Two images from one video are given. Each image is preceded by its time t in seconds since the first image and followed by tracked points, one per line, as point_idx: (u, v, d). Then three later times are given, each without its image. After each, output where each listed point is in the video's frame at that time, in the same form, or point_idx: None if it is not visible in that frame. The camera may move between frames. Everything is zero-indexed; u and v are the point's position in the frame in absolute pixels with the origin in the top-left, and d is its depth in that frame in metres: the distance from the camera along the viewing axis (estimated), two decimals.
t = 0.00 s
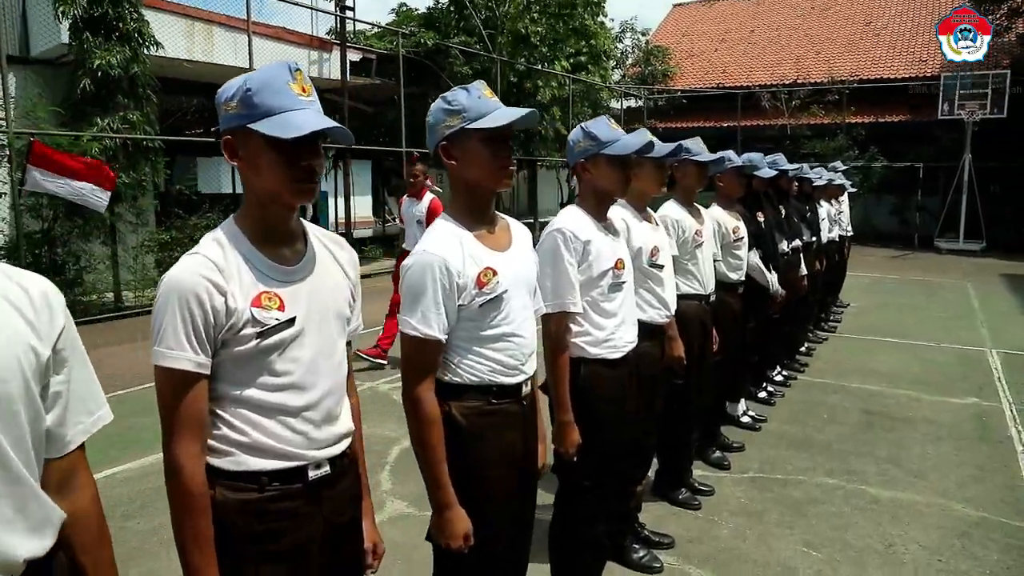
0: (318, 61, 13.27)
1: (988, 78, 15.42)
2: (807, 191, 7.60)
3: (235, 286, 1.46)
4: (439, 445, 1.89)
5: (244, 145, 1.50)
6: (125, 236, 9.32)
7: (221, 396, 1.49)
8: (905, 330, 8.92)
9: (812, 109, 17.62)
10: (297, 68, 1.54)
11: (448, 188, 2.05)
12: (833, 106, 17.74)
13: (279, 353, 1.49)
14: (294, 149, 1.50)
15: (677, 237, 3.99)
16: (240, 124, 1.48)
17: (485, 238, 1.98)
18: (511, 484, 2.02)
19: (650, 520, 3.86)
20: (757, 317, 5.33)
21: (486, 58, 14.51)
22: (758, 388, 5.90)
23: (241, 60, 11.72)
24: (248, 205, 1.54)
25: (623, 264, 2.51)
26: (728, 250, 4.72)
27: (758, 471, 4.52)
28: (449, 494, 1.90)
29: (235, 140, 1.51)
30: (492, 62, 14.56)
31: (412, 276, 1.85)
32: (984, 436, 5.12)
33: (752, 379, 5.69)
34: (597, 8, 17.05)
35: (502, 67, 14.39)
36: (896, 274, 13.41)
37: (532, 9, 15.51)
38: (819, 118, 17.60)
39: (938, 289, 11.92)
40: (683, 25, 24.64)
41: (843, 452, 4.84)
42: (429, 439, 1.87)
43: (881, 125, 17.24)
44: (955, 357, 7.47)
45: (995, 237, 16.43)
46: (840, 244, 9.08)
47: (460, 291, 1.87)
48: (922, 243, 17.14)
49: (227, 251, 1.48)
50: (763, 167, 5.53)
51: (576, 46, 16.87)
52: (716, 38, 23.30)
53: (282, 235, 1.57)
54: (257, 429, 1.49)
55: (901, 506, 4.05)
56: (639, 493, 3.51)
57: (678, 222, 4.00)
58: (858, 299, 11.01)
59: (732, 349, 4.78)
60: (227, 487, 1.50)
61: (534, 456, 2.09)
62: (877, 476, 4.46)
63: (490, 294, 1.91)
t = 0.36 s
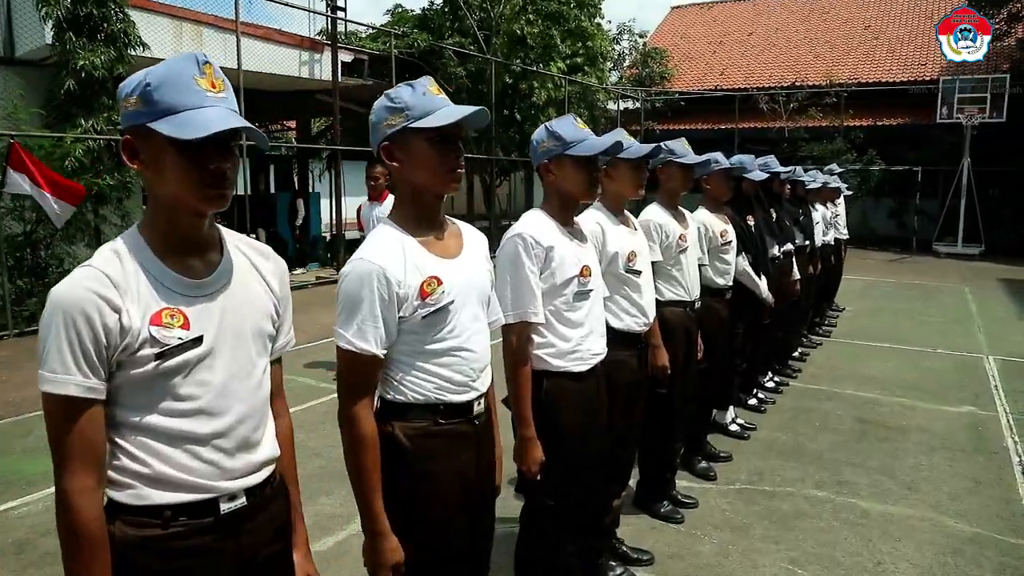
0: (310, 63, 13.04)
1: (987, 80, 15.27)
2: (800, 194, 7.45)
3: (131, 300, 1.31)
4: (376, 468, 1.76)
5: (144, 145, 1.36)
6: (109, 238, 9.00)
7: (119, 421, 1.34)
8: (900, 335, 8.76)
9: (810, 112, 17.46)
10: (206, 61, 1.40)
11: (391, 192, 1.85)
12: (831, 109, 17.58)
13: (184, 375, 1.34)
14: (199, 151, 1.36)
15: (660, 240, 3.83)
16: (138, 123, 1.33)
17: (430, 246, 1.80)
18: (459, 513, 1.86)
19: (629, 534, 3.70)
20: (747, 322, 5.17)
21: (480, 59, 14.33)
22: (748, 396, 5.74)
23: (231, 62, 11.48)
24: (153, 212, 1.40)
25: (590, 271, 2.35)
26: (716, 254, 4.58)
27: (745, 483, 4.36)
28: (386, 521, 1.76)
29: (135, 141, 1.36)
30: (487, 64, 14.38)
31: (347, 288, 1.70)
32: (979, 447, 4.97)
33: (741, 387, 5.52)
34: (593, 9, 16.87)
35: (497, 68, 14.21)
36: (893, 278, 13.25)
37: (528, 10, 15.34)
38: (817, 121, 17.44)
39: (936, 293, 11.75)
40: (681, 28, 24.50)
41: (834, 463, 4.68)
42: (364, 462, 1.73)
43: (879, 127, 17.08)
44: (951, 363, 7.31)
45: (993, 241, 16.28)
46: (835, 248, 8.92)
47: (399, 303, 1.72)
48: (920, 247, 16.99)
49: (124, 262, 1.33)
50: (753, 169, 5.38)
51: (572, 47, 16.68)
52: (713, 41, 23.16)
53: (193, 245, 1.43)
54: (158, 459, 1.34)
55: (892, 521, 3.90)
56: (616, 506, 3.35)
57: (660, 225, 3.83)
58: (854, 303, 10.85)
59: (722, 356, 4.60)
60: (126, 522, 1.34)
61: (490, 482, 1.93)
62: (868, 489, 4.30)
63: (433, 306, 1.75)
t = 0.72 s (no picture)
0: (302, 51, 12.74)
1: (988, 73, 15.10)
2: (798, 187, 7.28)
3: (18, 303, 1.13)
4: (320, 486, 1.60)
5: (37, 126, 1.19)
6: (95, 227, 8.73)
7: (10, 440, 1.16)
8: (898, 331, 8.59)
9: (809, 104, 17.24)
10: (109, 29, 1.22)
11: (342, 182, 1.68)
12: (830, 102, 17.39)
13: (83, 388, 1.17)
14: (99, 131, 1.18)
15: (650, 235, 3.65)
16: (30, 101, 1.17)
17: (382, 240, 1.63)
18: (418, 532, 1.70)
19: (615, 543, 3.53)
20: (741, 319, 5.01)
21: (476, 49, 14.07)
22: (741, 395, 5.58)
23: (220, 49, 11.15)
24: (53, 204, 1.23)
25: (566, 268, 2.18)
26: (710, 249, 4.42)
27: (737, 487, 4.20)
28: (332, 543, 1.60)
29: (28, 122, 1.19)
30: (482, 53, 14.11)
31: (287, 289, 1.53)
32: (980, 449, 4.81)
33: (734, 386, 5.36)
34: None
35: (492, 58, 13.95)
36: (892, 273, 13.09)
37: None
38: (817, 113, 17.23)
39: (935, 289, 11.59)
40: (680, 19, 24.26)
41: (829, 466, 4.53)
42: (305, 478, 1.58)
43: (879, 120, 16.88)
44: (949, 361, 7.16)
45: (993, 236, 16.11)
46: (833, 243, 8.73)
47: (345, 305, 1.55)
48: (918, 241, 16.81)
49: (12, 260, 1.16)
50: (749, 161, 5.20)
51: (570, 37, 16.41)
52: (712, 32, 22.91)
53: (101, 240, 1.26)
54: (53, 483, 1.16)
55: (889, 529, 3.74)
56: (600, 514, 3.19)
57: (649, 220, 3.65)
58: (852, 299, 10.69)
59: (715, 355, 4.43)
60: (19, 556, 1.17)
61: (451, 500, 1.77)
62: (865, 493, 4.14)
63: (383, 307, 1.58)
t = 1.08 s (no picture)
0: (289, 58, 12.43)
1: (981, 87, 15.02)
2: (790, 201, 7.11)
3: None
4: (241, 549, 1.38)
5: None
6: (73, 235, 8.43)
7: None
8: (892, 348, 8.41)
9: (802, 117, 17.13)
10: None
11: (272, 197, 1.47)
12: (823, 115, 17.28)
13: None
14: None
15: (636, 255, 3.45)
16: None
17: (316, 266, 1.42)
18: None
19: None
20: (731, 339, 4.82)
21: (467, 58, 13.84)
22: (731, 416, 5.39)
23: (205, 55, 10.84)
24: None
25: (536, 292, 1.98)
26: (698, 268, 4.22)
27: (726, 517, 3.98)
28: None
29: None
30: (473, 62, 13.89)
31: (200, 323, 1.32)
32: (979, 476, 4.62)
33: (724, 409, 5.15)
34: (586, 10, 16.46)
35: (484, 67, 13.74)
36: (885, 287, 12.95)
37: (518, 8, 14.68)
38: (809, 127, 17.12)
39: (927, 304, 11.45)
40: (674, 31, 24.20)
41: (822, 494, 4.32)
42: (224, 540, 1.36)
43: (872, 134, 16.76)
44: (944, 380, 6.99)
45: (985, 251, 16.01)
46: (826, 257, 8.56)
47: (268, 341, 1.33)
48: (911, 255, 16.70)
49: None
50: (741, 175, 5.02)
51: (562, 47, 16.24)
52: (706, 44, 22.84)
53: None
54: None
55: (885, 564, 3.53)
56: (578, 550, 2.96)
57: (636, 237, 3.45)
58: (845, 314, 10.52)
59: (703, 378, 4.22)
60: None
61: (397, 558, 1.55)
62: (859, 525, 3.94)
63: (313, 345, 1.37)
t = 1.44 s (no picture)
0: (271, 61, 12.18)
1: (970, 78, 14.88)
2: (781, 196, 6.95)
3: None
4: None
5: None
6: (49, 246, 8.15)
7: None
8: (886, 343, 8.26)
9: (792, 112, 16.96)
10: None
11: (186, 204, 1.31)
12: (812, 109, 17.13)
13: None
14: None
15: (619, 255, 3.28)
16: None
17: (236, 279, 1.26)
18: None
19: None
20: (722, 339, 4.65)
21: (452, 58, 13.54)
22: (723, 418, 5.24)
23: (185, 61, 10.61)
24: None
25: (500, 300, 1.81)
26: (686, 266, 4.06)
27: (717, 524, 3.83)
28: None
29: None
30: (458, 62, 13.58)
31: (98, 348, 1.15)
32: (979, 476, 4.46)
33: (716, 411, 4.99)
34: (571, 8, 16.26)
35: (469, 67, 13.48)
36: (878, 281, 12.82)
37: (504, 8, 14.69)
38: (799, 121, 16.99)
39: (921, 298, 11.30)
40: (662, 27, 24.04)
41: (817, 498, 4.17)
42: None
43: (862, 126, 16.63)
44: (940, 376, 6.84)
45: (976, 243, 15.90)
46: (819, 252, 8.40)
47: (177, 365, 1.17)
48: (903, 248, 16.56)
49: None
50: (729, 170, 4.85)
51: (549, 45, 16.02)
52: (694, 40, 22.70)
53: None
54: None
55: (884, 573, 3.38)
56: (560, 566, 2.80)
57: (618, 236, 3.28)
58: (839, 309, 10.38)
59: (693, 381, 4.06)
60: None
61: None
62: (856, 531, 3.78)
63: (231, 368, 1.20)
